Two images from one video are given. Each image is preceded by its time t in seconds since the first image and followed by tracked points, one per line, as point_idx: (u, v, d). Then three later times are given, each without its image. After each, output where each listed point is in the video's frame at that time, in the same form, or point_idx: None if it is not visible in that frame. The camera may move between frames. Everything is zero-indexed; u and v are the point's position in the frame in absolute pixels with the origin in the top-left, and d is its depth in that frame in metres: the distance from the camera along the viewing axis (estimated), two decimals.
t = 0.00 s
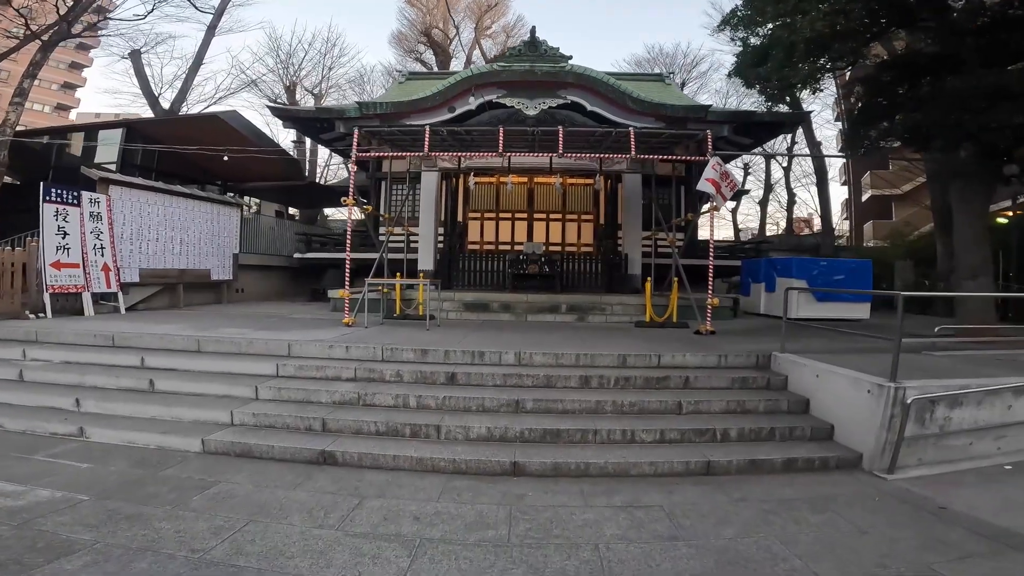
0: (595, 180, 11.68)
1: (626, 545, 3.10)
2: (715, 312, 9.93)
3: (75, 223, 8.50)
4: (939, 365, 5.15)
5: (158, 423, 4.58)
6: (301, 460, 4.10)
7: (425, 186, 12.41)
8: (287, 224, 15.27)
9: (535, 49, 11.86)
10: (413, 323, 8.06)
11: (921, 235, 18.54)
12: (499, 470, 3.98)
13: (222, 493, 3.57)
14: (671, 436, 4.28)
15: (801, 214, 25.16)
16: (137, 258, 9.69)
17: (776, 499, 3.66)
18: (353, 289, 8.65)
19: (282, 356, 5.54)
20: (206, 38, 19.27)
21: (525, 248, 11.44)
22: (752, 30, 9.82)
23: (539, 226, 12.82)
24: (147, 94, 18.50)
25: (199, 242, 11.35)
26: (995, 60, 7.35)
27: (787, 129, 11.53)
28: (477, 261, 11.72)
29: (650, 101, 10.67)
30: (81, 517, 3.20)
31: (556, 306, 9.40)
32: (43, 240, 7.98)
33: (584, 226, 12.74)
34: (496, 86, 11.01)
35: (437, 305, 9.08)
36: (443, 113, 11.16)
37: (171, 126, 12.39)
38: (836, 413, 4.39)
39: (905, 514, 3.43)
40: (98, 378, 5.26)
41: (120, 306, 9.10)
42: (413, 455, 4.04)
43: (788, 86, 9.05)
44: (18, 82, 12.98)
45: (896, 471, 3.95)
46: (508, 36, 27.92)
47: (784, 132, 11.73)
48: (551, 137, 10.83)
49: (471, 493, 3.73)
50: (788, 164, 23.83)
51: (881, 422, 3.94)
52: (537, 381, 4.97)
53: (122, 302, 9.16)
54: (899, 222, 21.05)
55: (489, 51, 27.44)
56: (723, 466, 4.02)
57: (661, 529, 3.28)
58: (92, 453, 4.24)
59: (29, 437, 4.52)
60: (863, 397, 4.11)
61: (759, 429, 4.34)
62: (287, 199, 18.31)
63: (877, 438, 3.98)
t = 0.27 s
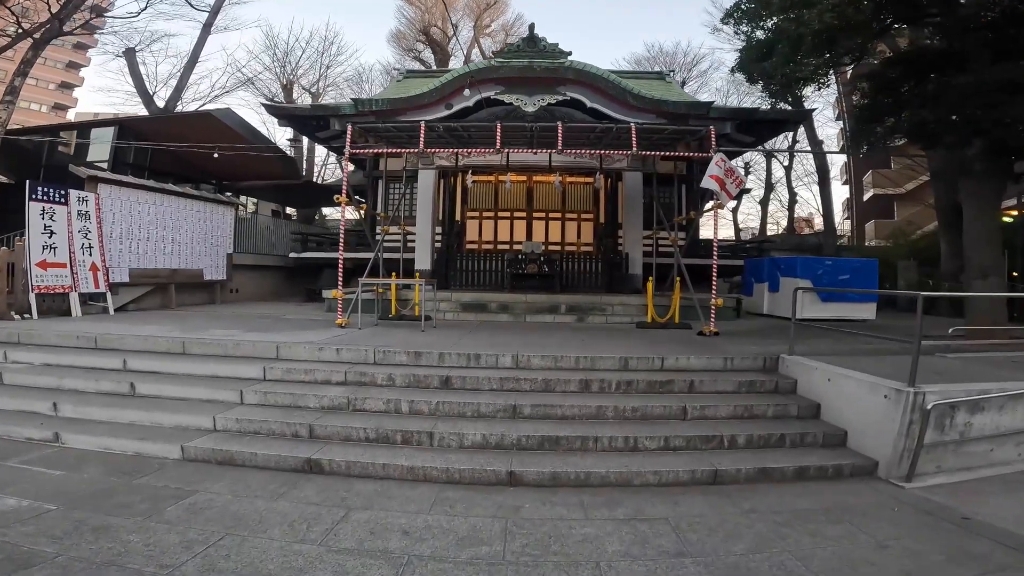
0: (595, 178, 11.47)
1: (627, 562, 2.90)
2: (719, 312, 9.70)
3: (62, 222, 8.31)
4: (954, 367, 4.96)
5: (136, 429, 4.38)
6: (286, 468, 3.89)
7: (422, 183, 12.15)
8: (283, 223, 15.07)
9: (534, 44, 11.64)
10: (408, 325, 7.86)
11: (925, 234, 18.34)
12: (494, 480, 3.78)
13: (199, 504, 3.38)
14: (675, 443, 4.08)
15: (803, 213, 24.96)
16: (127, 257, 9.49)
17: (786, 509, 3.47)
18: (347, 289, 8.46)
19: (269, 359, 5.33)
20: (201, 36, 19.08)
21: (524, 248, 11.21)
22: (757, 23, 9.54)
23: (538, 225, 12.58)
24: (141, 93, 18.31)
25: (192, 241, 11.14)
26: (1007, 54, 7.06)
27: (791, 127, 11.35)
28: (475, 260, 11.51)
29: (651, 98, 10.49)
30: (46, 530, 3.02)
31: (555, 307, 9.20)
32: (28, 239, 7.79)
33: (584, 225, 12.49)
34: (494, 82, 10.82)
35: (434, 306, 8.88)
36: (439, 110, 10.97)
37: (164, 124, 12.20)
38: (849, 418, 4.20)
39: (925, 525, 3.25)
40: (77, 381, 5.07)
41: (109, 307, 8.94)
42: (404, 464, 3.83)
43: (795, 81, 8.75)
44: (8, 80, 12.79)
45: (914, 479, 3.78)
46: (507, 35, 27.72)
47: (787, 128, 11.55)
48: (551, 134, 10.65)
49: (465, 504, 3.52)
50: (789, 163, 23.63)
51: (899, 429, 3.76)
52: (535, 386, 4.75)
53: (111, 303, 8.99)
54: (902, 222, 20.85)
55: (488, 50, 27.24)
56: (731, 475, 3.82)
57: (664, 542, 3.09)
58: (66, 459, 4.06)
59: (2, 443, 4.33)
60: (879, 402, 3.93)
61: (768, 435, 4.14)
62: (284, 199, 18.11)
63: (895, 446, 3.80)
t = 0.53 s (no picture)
0: (597, 176, 11.24)
1: None
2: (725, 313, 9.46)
3: (50, 221, 8.08)
4: (974, 371, 4.75)
5: (113, 436, 4.16)
6: (271, 479, 3.67)
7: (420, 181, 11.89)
8: (280, 223, 14.85)
9: (534, 39, 11.41)
10: (404, 326, 7.63)
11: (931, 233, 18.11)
12: (491, 492, 3.55)
13: (175, 516, 3.17)
14: (683, 451, 3.86)
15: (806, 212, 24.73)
16: (118, 257, 9.27)
17: (803, 522, 3.26)
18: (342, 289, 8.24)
19: (258, 362, 5.11)
20: (198, 33, 18.87)
21: (524, 247, 10.99)
22: (765, 17, 9.35)
23: (538, 224, 12.36)
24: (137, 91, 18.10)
25: (186, 241, 10.92)
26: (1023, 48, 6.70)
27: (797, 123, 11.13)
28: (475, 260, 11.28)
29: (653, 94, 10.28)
30: (8, 545, 2.82)
31: (556, 307, 8.98)
32: (14, 238, 7.57)
33: (584, 224, 12.30)
34: (493, 78, 10.59)
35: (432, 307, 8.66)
36: (437, 106, 10.74)
37: (158, 121, 11.99)
38: (867, 425, 3.99)
39: (954, 539, 3.04)
40: (55, 385, 4.85)
41: (99, 308, 8.76)
42: (397, 475, 3.60)
43: (806, 74, 8.68)
44: None
45: (938, 489, 3.58)
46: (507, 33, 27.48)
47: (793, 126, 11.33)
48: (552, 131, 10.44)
49: (461, 518, 3.29)
50: (791, 161, 23.41)
51: (923, 436, 3.55)
52: (536, 391, 4.53)
53: (101, 304, 8.79)
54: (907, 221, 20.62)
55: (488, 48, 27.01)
56: (743, 485, 3.60)
57: (673, 560, 2.87)
58: (39, 467, 3.84)
59: None
60: (901, 408, 3.72)
61: (782, 443, 3.92)
62: (281, 198, 17.88)
63: (918, 454, 3.60)
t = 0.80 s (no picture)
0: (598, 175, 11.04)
1: None
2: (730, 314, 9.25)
3: (37, 219, 7.88)
4: (995, 376, 4.53)
5: (89, 443, 3.96)
6: (253, 489, 3.47)
7: (417, 179, 11.60)
8: (276, 222, 14.64)
9: (533, 35, 11.19)
10: (399, 328, 7.42)
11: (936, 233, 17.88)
12: (486, 505, 3.34)
13: (147, 529, 2.97)
14: (689, 461, 3.66)
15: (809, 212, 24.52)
16: (108, 256, 9.07)
17: (818, 535, 3.06)
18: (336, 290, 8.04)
19: (245, 366, 4.91)
20: (194, 31, 18.68)
21: (524, 247, 10.81)
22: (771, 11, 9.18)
23: (538, 223, 12.20)
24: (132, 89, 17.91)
25: (179, 240, 10.71)
26: None
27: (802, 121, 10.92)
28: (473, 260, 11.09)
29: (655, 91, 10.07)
30: None
31: (556, 308, 8.76)
32: None
33: (584, 223, 12.17)
34: (492, 74, 10.38)
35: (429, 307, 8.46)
36: (435, 103, 10.55)
37: (151, 119, 11.79)
38: (885, 432, 3.79)
39: (981, 555, 2.83)
40: (32, 388, 4.66)
41: (88, 309, 8.59)
42: (386, 486, 3.39)
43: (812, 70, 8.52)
44: None
45: (960, 500, 3.38)
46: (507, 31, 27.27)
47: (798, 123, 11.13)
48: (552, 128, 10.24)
49: (454, 533, 3.08)
50: (793, 160, 23.18)
51: (946, 446, 3.35)
52: (535, 397, 4.32)
53: (90, 305, 8.60)
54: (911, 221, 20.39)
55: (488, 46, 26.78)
56: (754, 497, 3.39)
57: None
58: (9, 475, 3.65)
59: None
60: (923, 416, 3.51)
61: (794, 451, 3.72)
62: (278, 197, 17.68)
63: (940, 464, 3.40)
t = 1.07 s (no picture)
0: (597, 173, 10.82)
1: None
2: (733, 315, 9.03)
3: (22, 218, 7.65)
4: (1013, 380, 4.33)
5: (58, 449, 3.76)
6: (229, 500, 3.26)
7: (413, 177, 11.47)
8: (271, 221, 14.43)
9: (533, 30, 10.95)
10: (392, 329, 7.21)
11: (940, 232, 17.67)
12: (475, 519, 3.13)
13: (110, 542, 2.78)
14: (693, 470, 3.45)
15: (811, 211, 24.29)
16: (96, 255, 8.86)
17: (831, 550, 2.85)
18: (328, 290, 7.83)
19: (228, 369, 4.70)
20: (189, 28, 18.48)
21: (522, 245, 10.61)
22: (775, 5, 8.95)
23: (536, 222, 12.00)
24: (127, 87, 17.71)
25: (171, 239, 10.50)
26: None
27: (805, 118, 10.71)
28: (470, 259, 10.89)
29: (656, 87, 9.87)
30: None
31: (554, 308, 8.55)
32: None
33: (584, 222, 11.98)
34: (490, 70, 10.18)
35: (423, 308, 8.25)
36: (431, 99, 10.37)
37: (142, 117, 11.59)
38: (900, 439, 3.59)
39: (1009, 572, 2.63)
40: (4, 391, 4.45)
41: (75, 309, 8.42)
42: (370, 497, 3.18)
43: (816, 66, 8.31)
44: None
45: (982, 511, 3.18)
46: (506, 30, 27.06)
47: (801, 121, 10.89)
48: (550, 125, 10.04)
49: (441, 549, 2.87)
50: (795, 159, 22.94)
51: (968, 454, 3.15)
52: (529, 403, 4.11)
53: (77, 306, 8.41)
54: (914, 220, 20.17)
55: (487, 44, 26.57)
56: (763, 509, 3.18)
57: None
58: None
59: None
60: (943, 423, 3.31)
61: (804, 459, 3.51)
62: (274, 197, 17.47)
63: (961, 472, 3.20)
